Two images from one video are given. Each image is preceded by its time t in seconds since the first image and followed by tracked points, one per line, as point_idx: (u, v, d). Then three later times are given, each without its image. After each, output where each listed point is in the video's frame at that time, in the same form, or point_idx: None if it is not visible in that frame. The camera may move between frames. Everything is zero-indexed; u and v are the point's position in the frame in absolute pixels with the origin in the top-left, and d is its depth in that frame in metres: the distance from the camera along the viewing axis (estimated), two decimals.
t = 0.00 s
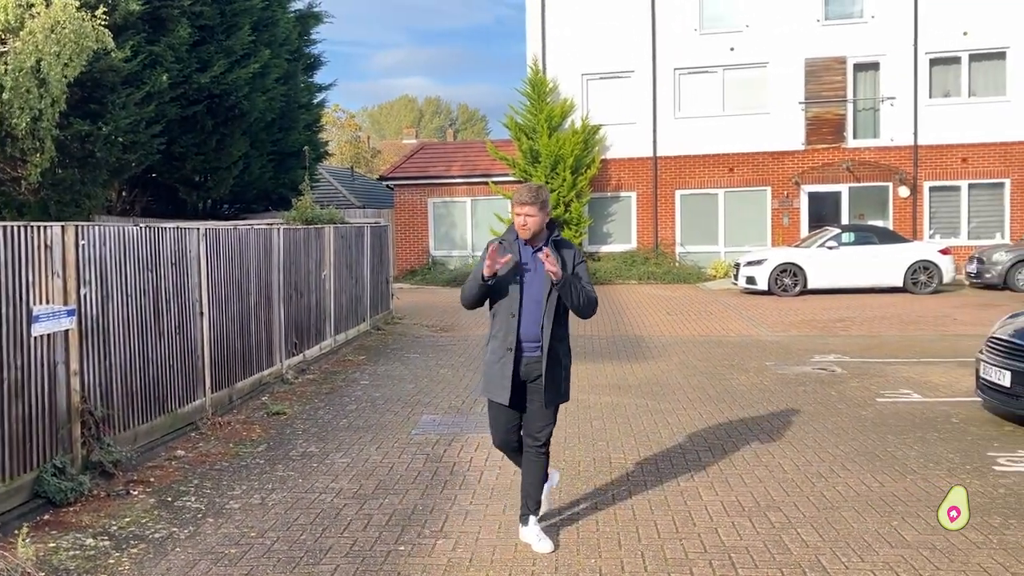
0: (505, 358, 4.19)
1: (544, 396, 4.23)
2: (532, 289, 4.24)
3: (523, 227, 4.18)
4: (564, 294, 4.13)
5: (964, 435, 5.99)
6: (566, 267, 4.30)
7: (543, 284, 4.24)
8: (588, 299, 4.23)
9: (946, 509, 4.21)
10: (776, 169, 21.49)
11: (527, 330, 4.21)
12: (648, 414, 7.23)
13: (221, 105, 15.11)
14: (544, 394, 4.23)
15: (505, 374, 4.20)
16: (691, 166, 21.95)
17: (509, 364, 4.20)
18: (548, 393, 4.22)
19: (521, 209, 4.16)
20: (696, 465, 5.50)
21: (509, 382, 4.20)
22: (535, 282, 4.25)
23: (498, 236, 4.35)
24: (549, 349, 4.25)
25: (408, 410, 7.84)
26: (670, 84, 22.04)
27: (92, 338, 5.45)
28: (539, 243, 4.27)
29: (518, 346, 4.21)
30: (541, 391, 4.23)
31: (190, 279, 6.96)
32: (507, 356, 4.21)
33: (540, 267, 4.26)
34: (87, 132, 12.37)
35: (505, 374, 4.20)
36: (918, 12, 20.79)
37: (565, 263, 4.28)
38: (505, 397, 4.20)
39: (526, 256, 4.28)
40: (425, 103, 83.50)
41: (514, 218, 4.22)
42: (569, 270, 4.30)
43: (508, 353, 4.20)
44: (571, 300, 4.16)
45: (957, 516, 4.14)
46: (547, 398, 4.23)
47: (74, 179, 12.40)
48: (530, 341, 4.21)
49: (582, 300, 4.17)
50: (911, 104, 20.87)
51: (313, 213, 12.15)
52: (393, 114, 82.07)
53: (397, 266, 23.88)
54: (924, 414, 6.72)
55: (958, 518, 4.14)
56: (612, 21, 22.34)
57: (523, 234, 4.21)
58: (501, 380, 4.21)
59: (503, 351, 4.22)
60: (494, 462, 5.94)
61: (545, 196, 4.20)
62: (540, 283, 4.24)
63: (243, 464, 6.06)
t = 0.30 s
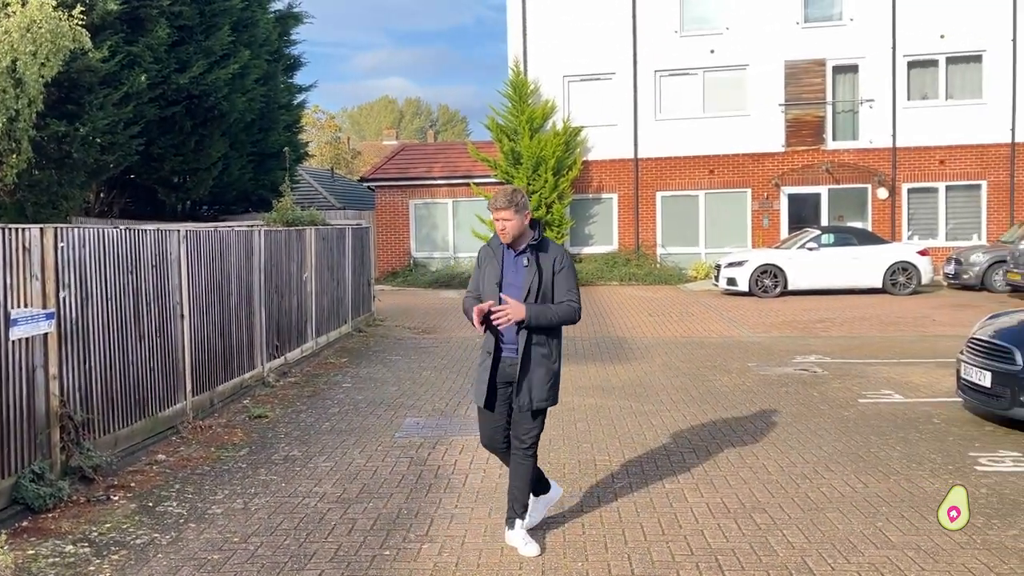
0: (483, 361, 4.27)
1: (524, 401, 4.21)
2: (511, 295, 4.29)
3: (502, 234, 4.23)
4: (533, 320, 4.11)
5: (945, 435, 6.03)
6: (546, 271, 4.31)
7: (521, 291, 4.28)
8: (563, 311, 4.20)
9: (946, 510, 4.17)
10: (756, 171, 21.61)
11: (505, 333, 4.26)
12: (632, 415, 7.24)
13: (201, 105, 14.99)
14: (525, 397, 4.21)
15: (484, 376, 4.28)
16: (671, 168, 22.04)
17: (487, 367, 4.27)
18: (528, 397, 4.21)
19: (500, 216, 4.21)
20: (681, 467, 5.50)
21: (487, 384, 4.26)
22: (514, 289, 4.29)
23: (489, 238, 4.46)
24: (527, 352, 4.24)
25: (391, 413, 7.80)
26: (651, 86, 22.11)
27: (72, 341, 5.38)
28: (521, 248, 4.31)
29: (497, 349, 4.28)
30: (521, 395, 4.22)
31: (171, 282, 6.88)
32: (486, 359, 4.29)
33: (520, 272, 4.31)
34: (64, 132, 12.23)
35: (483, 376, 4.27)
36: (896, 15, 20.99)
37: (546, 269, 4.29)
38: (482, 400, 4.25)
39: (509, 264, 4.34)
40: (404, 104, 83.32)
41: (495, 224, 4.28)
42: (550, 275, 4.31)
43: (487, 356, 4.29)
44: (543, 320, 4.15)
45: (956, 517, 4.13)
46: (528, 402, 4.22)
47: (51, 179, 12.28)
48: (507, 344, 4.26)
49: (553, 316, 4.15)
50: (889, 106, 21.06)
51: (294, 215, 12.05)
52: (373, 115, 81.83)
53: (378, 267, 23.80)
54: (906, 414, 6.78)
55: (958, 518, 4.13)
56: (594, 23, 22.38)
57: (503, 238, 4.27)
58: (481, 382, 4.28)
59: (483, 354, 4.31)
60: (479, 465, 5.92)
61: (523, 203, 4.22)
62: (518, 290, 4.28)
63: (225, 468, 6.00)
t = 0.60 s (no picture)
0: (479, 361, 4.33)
1: (515, 401, 4.21)
2: (502, 296, 4.31)
3: (496, 235, 4.24)
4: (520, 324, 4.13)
5: (929, 435, 6.08)
6: (537, 272, 4.30)
7: (512, 292, 4.29)
8: (551, 312, 4.19)
9: (946, 510, 4.20)
10: (737, 172, 21.72)
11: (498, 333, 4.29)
12: (618, 416, 7.24)
13: (180, 106, 14.87)
14: (515, 398, 4.20)
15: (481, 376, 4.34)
16: (653, 169, 22.10)
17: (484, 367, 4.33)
18: (518, 397, 4.20)
19: (493, 217, 4.22)
20: (668, 467, 5.50)
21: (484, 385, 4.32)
22: (505, 290, 4.31)
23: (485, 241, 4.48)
24: (517, 350, 4.24)
25: (375, 416, 7.75)
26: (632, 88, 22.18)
27: (51, 344, 5.30)
28: (512, 250, 4.32)
29: (492, 350, 4.32)
30: (512, 395, 4.22)
31: (152, 284, 6.80)
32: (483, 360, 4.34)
33: (511, 273, 4.32)
34: (41, 133, 12.09)
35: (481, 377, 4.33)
36: (875, 18, 21.17)
37: (535, 269, 4.29)
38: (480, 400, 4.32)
39: (502, 265, 4.35)
40: (384, 105, 83.10)
41: (489, 226, 4.29)
42: (540, 275, 4.30)
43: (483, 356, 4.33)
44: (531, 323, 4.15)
45: (957, 516, 4.15)
46: (519, 402, 4.20)
47: (27, 180, 12.13)
48: (500, 343, 4.28)
49: (541, 318, 4.14)
50: (869, 108, 21.23)
51: (275, 216, 11.94)
52: (352, 116, 81.48)
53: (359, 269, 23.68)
54: (890, 414, 6.82)
55: (958, 518, 4.14)
56: (575, 24, 22.40)
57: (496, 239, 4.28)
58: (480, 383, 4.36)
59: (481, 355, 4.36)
60: (464, 468, 5.89)
61: (513, 204, 4.22)
62: (509, 291, 4.30)
63: (208, 472, 5.94)
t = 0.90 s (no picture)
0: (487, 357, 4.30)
1: (523, 391, 4.23)
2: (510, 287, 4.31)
3: (507, 230, 4.31)
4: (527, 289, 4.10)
5: (914, 435, 6.12)
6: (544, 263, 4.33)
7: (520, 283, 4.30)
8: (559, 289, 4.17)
9: (946, 510, 4.19)
10: (718, 174, 21.83)
11: (507, 327, 4.30)
12: (605, 417, 7.24)
13: (159, 106, 14.73)
14: (525, 389, 4.23)
15: (489, 370, 4.33)
16: (635, 170, 22.17)
17: (492, 361, 4.32)
18: (526, 387, 4.22)
19: (504, 211, 4.28)
20: (656, 469, 5.50)
21: (492, 379, 4.33)
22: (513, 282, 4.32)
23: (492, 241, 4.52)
24: (528, 344, 4.27)
25: (361, 418, 7.72)
26: (613, 89, 22.23)
27: (33, 347, 5.22)
28: (521, 245, 4.35)
29: (500, 343, 4.31)
30: (519, 387, 4.24)
31: (135, 286, 6.71)
32: (491, 354, 4.33)
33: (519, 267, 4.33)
34: (18, 133, 11.93)
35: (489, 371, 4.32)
36: (854, 21, 21.34)
37: (543, 259, 4.32)
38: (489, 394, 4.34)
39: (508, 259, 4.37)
40: (363, 106, 82.81)
41: (499, 223, 4.35)
42: (547, 264, 4.32)
43: (492, 350, 4.32)
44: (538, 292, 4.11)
45: (957, 516, 4.15)
46: (527, 392, 4.23)
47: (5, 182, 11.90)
48: (508, 337, 4.29)
49: (548, 291, 4.11)
50: (848, 110, 21.39)
51: (256, 217, 11.84)
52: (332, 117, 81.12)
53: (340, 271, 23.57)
54: (875, 414, 6.87)
55: (959, 518, 4.15)
56: (557, 26, 22.42)
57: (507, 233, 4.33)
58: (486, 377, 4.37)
59: (488, 349, 4.34)
60: (453, 469, 5.88)
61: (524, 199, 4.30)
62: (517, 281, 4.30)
63: (193, 476, 5.87)
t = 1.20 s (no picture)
0: (492, 354, 4.34)
1: (536, 386, 4.30)
2: (513, 285, 4.38)
3: (512, 229, 4.42)
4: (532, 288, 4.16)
5: (898, 435, 6.17)
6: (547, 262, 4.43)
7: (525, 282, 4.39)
8: (562, 289, 4.28)
9: (946, 509, 4.30)
10: (699, 175, 21.94)
11: (512, 324, 4.36)
12: (592, 418, 7.25)
13: (138, 106, 14.59)
14: (538, 385, 4.30)
15: (495, 368, 4.37)
16: (616, 172, 22.23)
17: (498, 359, 4.36)
18: (539, 383, 4.30)
19: (509, 210, 4.39)
20: (643, 470, 5.52)
21: (499, 377, 4.36)
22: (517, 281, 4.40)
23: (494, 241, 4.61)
24: (538, 341, 4.35)
25: (346, 420, 7.68)
26: (595, 91, 22.29)
27: (15, 349, 5.15)
28: (525, 243, 4.46)
29: (506, 340, 4.37)
30: (533, 383, 4.31)
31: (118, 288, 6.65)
32: (496, 351, 4.37)
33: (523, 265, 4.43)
34: None
35: (495, 370, 4.35)
36: (832, 24, 21.51)
37: (547, 258, 4.42)
38: (496, 391, 4.36)
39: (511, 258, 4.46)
40: (342, 107, 82.48)
41: (505, 222, 4.47)
42: (550, 263, 4.42)
43: (497, 348, 4.36)
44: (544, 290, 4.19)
45: (957, 515, 4.23)
46: (541, 387, 4.30)
47: None
48: (515, 335, 4.36)
49: (553, 291, 4.22)
50: (827, 112, 21.57)
51: (236, 218, 11.74)
52: (310, 117, 80.70)
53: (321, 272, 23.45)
54: (860, 414, 6.93)
55: (958, 517, 4.23)
56: (538, 27, 22.43)
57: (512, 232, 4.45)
58: (491, 374, 4.38)
59: (493, 347, 4.38)
60: (440, 472, 5.86)
61: (528, 199, 4.42)
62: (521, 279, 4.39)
63: (178, 480, 5.82)
